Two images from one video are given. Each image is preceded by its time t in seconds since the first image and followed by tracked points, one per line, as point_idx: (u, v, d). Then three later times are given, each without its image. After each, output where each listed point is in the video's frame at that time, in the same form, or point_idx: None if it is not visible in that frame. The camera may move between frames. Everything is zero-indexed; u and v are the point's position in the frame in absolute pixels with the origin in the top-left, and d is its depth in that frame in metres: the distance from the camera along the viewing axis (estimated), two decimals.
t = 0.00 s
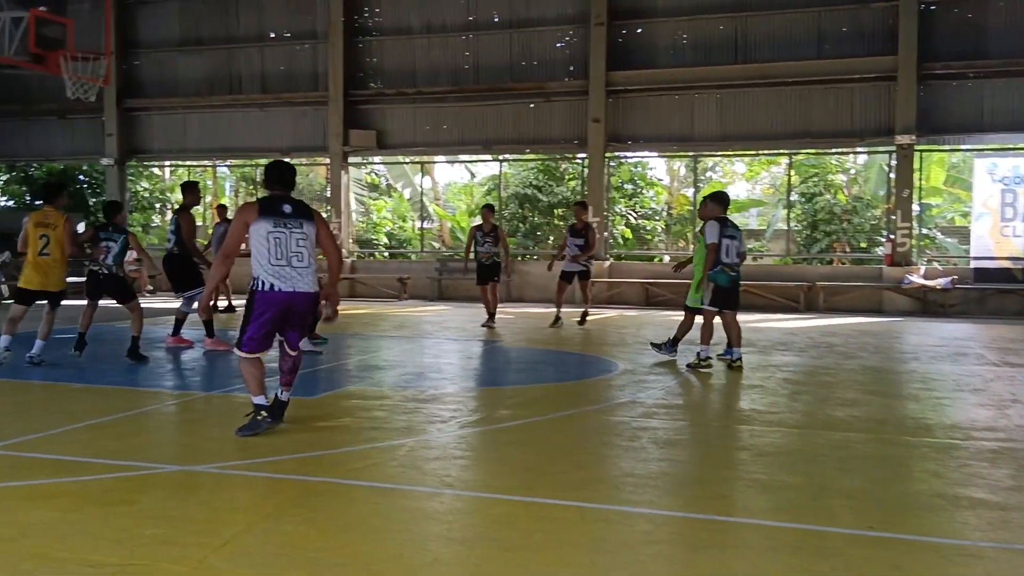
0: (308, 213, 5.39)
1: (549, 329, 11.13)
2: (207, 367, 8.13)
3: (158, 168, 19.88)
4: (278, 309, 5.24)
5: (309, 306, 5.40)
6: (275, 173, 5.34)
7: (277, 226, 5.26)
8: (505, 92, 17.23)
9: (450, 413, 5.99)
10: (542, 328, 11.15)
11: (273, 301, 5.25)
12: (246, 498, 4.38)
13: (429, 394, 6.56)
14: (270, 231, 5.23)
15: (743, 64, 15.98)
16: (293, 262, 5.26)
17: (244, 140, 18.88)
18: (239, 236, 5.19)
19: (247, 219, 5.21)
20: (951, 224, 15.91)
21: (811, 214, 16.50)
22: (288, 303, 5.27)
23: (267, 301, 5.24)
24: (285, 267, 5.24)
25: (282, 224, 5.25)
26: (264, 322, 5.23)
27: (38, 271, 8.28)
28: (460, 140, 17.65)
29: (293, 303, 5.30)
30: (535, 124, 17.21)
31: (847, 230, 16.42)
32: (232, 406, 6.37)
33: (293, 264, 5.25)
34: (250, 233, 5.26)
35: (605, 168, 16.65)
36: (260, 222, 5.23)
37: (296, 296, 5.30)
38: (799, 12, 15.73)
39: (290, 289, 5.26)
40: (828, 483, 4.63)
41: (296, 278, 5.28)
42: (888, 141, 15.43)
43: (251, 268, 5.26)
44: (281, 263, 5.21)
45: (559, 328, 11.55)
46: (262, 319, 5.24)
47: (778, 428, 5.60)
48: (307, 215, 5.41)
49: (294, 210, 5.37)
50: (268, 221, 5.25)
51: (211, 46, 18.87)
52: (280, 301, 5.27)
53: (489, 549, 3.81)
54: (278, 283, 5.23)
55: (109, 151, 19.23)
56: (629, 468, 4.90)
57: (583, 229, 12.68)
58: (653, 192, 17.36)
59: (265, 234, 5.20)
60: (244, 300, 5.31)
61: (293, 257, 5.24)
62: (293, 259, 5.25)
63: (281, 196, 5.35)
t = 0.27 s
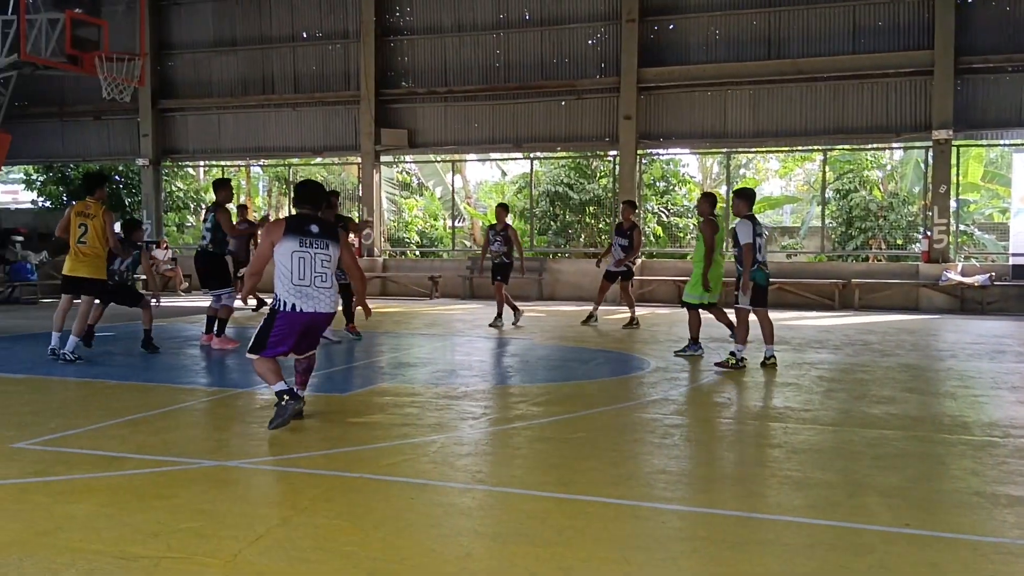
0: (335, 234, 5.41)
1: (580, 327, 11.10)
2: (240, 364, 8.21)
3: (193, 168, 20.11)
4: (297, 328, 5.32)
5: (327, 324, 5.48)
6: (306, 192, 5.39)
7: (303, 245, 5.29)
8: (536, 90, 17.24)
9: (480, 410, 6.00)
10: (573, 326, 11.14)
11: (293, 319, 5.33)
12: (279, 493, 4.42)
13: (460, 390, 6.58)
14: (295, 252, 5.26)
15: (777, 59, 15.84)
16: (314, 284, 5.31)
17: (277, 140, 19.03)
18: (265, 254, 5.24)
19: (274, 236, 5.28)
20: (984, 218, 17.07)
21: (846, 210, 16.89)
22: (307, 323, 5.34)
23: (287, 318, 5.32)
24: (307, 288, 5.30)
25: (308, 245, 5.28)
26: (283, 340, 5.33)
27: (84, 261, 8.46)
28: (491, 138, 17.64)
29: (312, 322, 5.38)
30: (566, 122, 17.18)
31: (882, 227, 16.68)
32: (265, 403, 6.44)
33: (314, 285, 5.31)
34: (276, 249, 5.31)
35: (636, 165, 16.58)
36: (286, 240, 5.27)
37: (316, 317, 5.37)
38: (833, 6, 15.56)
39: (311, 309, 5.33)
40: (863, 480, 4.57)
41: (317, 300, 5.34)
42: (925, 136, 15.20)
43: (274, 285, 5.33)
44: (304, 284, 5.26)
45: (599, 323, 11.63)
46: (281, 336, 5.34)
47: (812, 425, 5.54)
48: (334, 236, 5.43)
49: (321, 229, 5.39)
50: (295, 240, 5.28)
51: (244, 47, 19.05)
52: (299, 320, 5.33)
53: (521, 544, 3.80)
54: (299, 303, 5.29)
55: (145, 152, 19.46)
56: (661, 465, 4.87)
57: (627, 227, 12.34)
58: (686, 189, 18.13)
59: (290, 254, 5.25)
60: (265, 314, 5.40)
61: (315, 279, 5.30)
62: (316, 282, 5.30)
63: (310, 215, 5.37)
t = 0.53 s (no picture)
0: (352, 206, 5.27)
1: (593, 317, 11.10)
2: (254, 353, 8.25)
3: (208, 158, 20.17)
4: (309, 302, 5.16)
5: (344, 302, 5.29)
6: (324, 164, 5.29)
7: (318, 216, 5.18)
8: (550, 79, 17.17)
9: (493, 399, 6.01)
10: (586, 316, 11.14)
11: (306, 294, 5.17)
12: (291, 482, 4.44)
13: (473, 380, 6.59)
14: (310, 222, 5.16)
15: (793, 47, 15.71)
16: (328, 257, 5.17)
17: (291, 130, 19.06)
18: (280, 223, 5.16)
19: (289, 207, 5.19)
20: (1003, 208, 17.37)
21: (862, 199, 16.92)
22: (320, 297, 5.18)
23: (300, 292, 5.17)
24: (320, 261, 5.16)
25: (323, 216, 5.17)
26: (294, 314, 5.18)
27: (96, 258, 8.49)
28: (504, 127, 17.60)
29: (326, 298, 5.20)
30: (580, 111, 17.13)
31: (899, 216, 16.60)
32: (279, 392, 6.46)
33: (327, 258, 5.16)
34: (292, 220, 5.22)
35: (651, 154, 16.52)
36: (300, 211, 5.17)
37: (330, 292, 5.20)
38: None
39: (324, 283, 5.17)
40: (878, 470, 4.55)
41: (331, 274, 5.19)
42: (943, 125, 15.06)
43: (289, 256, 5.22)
44: (317, 256, 5.13)
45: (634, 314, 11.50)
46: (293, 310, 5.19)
47: (827, 415, 5.51)
48: (352, 208, 5.30)
49: (338, 202, 5.26)
50: (310, 211, 5.18)
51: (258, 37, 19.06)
52: (313, 295, 5.17)
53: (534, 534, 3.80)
54: (312, 276, 5.15)
55: (161, 142, 19.52)
56: (674, 455, 4.85)
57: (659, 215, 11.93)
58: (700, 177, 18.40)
59: (305, 224, 5.14)
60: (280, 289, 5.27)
61: (329, 251, 5.15)
62: (329, 254, 5.16)
63: (328, 186, 5.26)
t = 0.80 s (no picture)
0: (365, 176, 5.23)
1: (596, 304, 11.11)
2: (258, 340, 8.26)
3: (211, 146, 20.15)
4: (326, 276, 5.16)
5: (364, 275, 5.24)
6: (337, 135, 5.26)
7: (330, 188, 5.16)
8: (552, 65, 17.12)
9: (497, 385, 6.01)
10: (589, 303, 11.14)
11: (322, 268, 5.17)
12: (295, 467, 4.45)
13: (476, 366, 6.60)
14: (321, 195, 5.14)
15: (797, 32, 15.63)
16: (341, 229, 5.15)
17: (293, 117, 19.01)
18: (292, 197, 5.16)
19: (301, 180, 5.18)
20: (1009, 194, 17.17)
21: (866, 185, 17.02)
22: (335, 270, 5.17)
23: (316, 267, 5.17)
24: (334, 233, 5.14)
25: (335, 187, 5.15)
26: (311, 290, 5.17)
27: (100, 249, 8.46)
28: (507, 114, 17.56)
29: (343, 271, 5.18)
30: (583, 97, 17.08)
31: (903, 202, 16.60)
32: (283, 379, 6.48)
33: (341, 229, 5.14)
34: (304, 193, 5.21)
35: (654, 141, 16.48)
36: (312, 184, 5.16)
37: (346, 264, 5.19)
38: None
39: (339, 256, 5.16)
40: (881, 455, 4.56)
41: (345, 245, 5.16)
42: (947, 110, 15.00)
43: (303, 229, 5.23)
44: (330, 229, 5.12)
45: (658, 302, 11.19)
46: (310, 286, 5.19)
47: (830, 400, 5.52)
48: (365, 178, 5.26)
49: (351, 171, 5.23)
50: (322, 182, 5.16)
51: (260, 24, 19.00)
52: (328, 269, 5.16)
53: (537, 518, 3.82)
54: (326, 249, 5.14)
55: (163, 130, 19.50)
56: (677, 441, 4.86)
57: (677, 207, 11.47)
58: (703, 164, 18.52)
59: (316, 196, 5.13)
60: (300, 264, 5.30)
61: (342, 222, 5.14)
62: (342, 226, 5.14)
63: (340, 157, 5.23)
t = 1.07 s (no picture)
0: (405, 180, 4.99)
1: (603, 296, 11.10)
2: (266, 333, 8.29)
3: (216, 139, 20.16)
4: (363, 284, 4.94)
5: (405, 284, 4.99)
6: (376, 138, 5.02)
7: (369, 193, 4.92)
8: (558, 56, 17.06)
9: (503, 378, 6.01)
10: (596, 295, 11.14)
11: (360, 276, 4.94)
12: (303, 459, 4.46)
13: (482, 358, 6.62)
14: (360, 199, 4.90)
15: (804, 23, 15.55)
16: (380, 235, 4.91)
17: (298, 110, 19.01)
18: (330, 202, 4.92)
19: (339, 184, 4.94)
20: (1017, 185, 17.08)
21: (873, 175, 16.89)
22: (373, 278, 4.94)
23: (354, 274, 4.94)
24: (373, 239, 4.91)
25: (374, 192, 4.91)
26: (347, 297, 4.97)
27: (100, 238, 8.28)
28: (512, 106, 17.52)
29: (382, 280, 4.95)
30: (588, 89, 17.03)
31: (910, 193, 16.55)
32: (290, 371, 6.49)
33: (380, 236, 4.91)
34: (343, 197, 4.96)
35: (660, 133, 16.43)
36: (350, 188, 4.92)
37: (385, 272, 4.95)
38: None
39: (378, 263, 4.93)
40: (888, 447, 4.55)
41: (385, 253, 4.93)
42: (955, 101, 14.91)
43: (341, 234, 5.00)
44: (368, 235, 4.89)
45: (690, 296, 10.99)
46: (346, 293, 4.98)
47: (837, 392, 5.51)
48: (406, 182, 5.02)
49: (391, 175, 4.99)
50: (360, 187, 4.92)
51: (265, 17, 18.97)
52: (367, 277, 4.94)
53: (544, 510, 3.82)
54: (365, 257, 4.92)
55: (169, 123, 19.51)
56: (684, 432, 4.86)
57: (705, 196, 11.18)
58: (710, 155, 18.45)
59: (354, 201, 4.89)
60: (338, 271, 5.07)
61: (381, 228, 4.90)
62: (381, 232, 4.90)
63: (379, 160, 5.00)
